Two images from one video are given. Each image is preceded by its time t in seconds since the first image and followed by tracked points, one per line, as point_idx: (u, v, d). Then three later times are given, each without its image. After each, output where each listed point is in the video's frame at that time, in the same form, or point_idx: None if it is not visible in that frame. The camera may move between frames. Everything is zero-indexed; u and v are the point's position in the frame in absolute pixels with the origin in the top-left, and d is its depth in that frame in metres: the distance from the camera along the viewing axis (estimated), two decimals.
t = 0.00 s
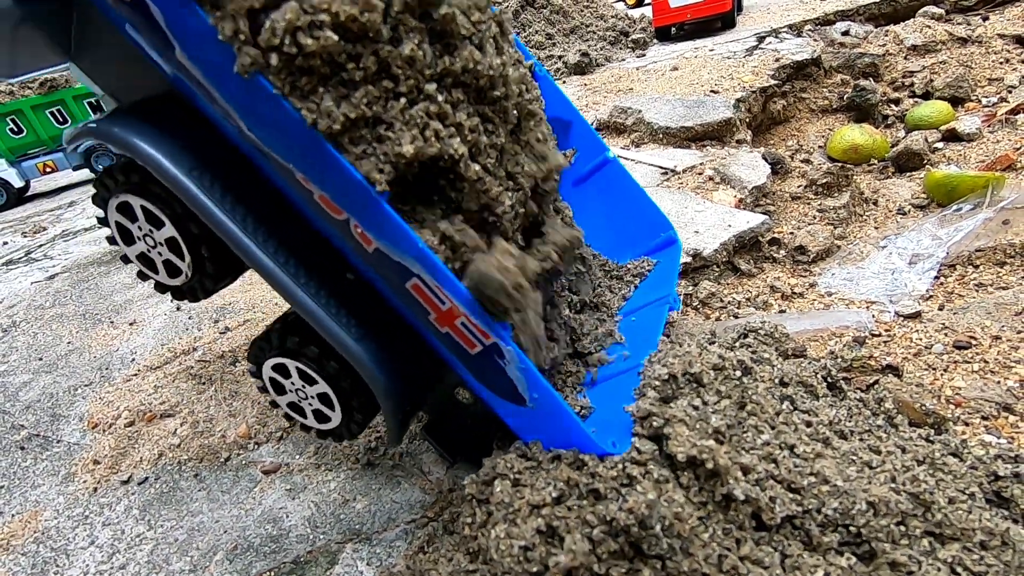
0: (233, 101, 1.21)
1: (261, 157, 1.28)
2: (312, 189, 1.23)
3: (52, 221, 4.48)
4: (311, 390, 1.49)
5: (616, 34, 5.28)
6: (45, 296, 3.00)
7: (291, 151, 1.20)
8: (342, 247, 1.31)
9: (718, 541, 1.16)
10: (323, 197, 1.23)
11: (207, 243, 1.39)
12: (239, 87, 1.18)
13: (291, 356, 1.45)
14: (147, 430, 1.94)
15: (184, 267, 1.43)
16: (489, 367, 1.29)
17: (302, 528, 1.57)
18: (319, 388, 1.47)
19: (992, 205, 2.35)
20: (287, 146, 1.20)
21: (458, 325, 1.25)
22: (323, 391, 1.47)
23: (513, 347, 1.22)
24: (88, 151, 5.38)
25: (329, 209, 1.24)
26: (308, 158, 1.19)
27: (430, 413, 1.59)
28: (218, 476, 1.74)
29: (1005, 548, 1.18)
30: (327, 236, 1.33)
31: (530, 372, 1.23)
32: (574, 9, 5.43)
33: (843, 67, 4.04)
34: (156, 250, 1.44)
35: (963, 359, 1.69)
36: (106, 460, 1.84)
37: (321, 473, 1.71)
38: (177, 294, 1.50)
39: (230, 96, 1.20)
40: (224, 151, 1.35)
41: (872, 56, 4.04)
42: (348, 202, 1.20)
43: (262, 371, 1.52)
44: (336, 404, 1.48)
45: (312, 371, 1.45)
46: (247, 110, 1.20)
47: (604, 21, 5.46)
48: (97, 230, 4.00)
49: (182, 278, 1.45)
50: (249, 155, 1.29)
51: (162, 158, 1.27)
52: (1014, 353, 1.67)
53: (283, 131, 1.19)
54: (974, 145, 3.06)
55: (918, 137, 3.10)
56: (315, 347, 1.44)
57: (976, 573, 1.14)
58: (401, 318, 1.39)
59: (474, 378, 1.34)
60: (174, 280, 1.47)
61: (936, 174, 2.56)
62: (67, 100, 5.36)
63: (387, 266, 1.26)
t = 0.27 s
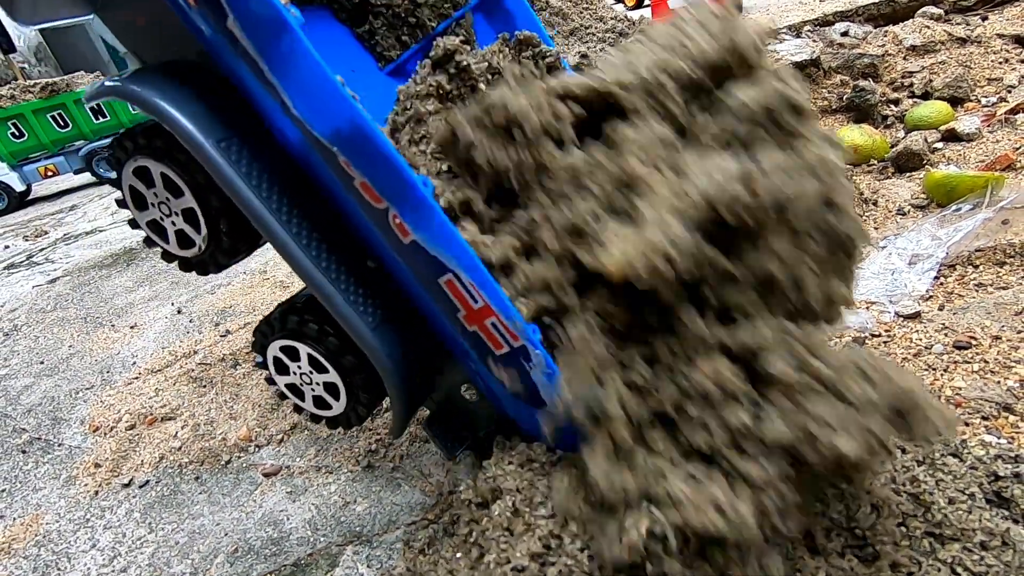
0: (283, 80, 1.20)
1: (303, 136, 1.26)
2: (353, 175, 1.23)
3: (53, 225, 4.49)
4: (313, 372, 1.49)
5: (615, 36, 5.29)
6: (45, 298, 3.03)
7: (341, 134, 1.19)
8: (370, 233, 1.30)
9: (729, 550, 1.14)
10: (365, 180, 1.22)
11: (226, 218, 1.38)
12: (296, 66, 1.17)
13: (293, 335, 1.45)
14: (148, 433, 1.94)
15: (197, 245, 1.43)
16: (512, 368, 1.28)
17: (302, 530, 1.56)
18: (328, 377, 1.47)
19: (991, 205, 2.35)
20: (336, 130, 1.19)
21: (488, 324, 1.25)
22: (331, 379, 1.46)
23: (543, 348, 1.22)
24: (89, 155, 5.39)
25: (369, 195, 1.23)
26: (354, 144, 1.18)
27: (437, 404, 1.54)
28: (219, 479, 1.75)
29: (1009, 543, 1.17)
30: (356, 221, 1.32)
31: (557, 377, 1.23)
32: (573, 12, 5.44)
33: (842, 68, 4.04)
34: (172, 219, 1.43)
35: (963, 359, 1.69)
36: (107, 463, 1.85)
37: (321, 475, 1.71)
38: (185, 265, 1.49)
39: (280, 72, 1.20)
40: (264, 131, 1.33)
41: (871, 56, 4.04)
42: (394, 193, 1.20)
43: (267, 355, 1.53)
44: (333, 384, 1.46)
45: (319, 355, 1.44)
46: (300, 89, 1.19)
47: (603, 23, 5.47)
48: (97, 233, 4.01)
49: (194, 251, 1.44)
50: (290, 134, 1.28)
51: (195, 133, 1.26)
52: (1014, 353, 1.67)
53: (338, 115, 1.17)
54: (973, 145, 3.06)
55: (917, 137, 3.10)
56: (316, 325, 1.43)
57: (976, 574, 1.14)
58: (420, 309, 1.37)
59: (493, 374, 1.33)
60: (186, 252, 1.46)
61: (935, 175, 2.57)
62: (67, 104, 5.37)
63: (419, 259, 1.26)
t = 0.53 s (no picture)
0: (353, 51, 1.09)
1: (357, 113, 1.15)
2: (418, 162, 1.14)
3: (54, 229, 4.50)
4: (329, 359, 1.36)
5: (614, 38, 5.30)
6: (46, 303, 3.04)
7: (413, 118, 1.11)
8: (415, 221, 1.23)
9: (732, 550, 1.12)
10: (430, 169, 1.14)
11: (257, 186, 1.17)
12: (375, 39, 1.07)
13: (309, 319, 1.32)
14: (149, 437, 1.94)
15: (218, 221, 1.23)
16: (554, 370, 1.27)
17: (302, 533, 1.56)
18: (346, 366, 1.35)
19: (991, 205, 2.35)
20: (410, 114, 1.11)
21: (538, 327, 1.23)
22: (349, 369, 1.35)
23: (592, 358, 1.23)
24: (90, 159, 5.40)
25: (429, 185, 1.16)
26: (429, 133, 1.11)
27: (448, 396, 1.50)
28: (219, 482, 1.75)
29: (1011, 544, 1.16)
30: (400, 207, 1.23)
31: (602, 384, 1.25)
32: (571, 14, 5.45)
33: (841, 68, 4.04)
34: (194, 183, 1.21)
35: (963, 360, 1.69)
36: (108, 467, 1.85)
37: (321, 478, 1.71)
38: (196, 236, 1.28)
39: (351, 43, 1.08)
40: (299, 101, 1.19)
41: (870, 57, 4.05)
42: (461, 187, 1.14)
43: (276, 336, 1.41)
44: (351, 374, 1.35)
45: (338, 342, 1.32)
46: (375, 64, 1.08)
47: (602, 26, 5.48)
48: (98, 237, 4.02)
49: (217, 222, 1.23)
50: (338, 108, 1.15)
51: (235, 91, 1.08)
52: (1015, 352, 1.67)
53: (415, 98, 1.09)
54: (973, 145, 3.06)
55: (917, 137, 3.10)
56: (339, 310, 1.31)
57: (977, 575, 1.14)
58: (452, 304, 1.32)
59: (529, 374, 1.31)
60: (209, 223, 1.24)
61: (934, 175, 2.57)
62: (68, 108, 5.38)
63: (469, 256, 1.22)
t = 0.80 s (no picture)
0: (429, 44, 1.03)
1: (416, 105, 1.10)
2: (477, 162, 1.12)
3: (57, 235, 4.53)
4: (345, 349, 1.27)
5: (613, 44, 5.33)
6: (51, 309, 3.06)
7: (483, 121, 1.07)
8: (458, 217, 1.20)
9: (734, 552, 1.13)
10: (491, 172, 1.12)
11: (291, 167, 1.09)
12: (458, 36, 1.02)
13: (327, 307, 1.23)
14: (155, 441, 1.97)
15: (245, 199, 1.13)
16: (586, 379, 1.28)
17: (307, 536, 1.58)
18: (364, 358, 1.26)
19: (987, 208, 2.37)
20: (479, 116, 1.07)
21: (577, 336, 1.23)
22: (366, 360, 1.27)
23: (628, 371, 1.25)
24: (93, 165, 5.43)
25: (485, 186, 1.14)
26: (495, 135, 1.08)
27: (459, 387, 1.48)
28: (224, 485, 1.77)
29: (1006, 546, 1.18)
30: (444, 202, 1.20)
31: (631, 396, 1.27)
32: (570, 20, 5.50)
33: (839, 72, 4.07)
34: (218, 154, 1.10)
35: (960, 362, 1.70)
36: (114, 471, 1.88)
37: (325, 481, 1.73)
38: (217, 210, 1.18)
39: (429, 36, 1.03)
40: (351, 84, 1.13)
41: (868, 61, 4.08)
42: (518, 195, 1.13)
43: (287, 320, 1.31)
44: (368, 366, 1.27)
45: (357, 332, 1.23)
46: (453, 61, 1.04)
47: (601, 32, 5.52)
48: (102, 243, 4.05)
49: (243, 197, 1.13)
50: (396, 97, 1.10)
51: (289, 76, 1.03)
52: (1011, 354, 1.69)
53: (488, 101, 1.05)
54: (971, 148, 3.08)
55: (914, 141, 3.12)
56: (363, 300, 1.23)
57: None
58: (481, 300, 1.30)
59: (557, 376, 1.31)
60: (233, 197, 1.13)
61: (931, 179, 2.60)
62: (71, 115, 5.41)
63: (511, 258, 1.21)
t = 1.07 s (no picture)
0: (480, 32, 1.00)
1: (457, 93, 1.07)
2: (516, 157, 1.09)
3: (57, 240, 4.53)
4: (354, 335, 1.24)
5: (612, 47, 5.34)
6: (51, 313, 3.06)
7: (526, 117, 1.05)
8: (485, 210, 1.17)
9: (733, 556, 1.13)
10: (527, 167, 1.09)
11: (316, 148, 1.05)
12: (514, 27, 0.99)
13: (338, 291, 1.20)
14: (154, 446, 1.97)
15: (262, 172, 1.09)
16: (603, 382, 1.27)
17: (306, 540, 1.58)
18: (373, 345, 1.23)
19: (986, 210, 2.38)
20: (523, 109, 1.04)
21: (598, 340, 1.22)
22: (376, 348, 1.24)
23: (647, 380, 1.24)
24: (93, 169, 5.43)
25: (519, 182, 1.11)
26: (538, 131, 1.05)
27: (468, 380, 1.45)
28: (224, 489, 1.77)
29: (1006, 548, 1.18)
30: (471, 193, 1.17)
31: (645, 403, 1.26)
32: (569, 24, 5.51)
33: (837, 75, 4.08)
34: (241, 126, 1.07)
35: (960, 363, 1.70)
36: (113, 476, 1.88)
37: (325, 485, 1.73)
38: (230, 179, 1.15)
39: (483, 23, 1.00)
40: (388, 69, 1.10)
41: (866, 64, 4.09)
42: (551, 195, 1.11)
43: (296, 300, 1.27)
44: (377, 354, 1.24)
45: (368, 318, 1.20)
46: (504, 52, 1.01)
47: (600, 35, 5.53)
48: (102, 248, 4.05)
49: (262, 172, 1.09)
50: (436, 84, 1.07)
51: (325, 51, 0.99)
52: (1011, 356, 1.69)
53: (535, 95, 1.03)
54: (969, 150, 3.09)
55: (913, 143, 3.13)
56: (377, 287, 1.19)
57: None
58: (500, 296, 1.28)
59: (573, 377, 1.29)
60: (251, 170, 1.10)
61: (930, 181, 2.60)
62: (71, 119, 5.42)
63: (535, 258, 1.19)
